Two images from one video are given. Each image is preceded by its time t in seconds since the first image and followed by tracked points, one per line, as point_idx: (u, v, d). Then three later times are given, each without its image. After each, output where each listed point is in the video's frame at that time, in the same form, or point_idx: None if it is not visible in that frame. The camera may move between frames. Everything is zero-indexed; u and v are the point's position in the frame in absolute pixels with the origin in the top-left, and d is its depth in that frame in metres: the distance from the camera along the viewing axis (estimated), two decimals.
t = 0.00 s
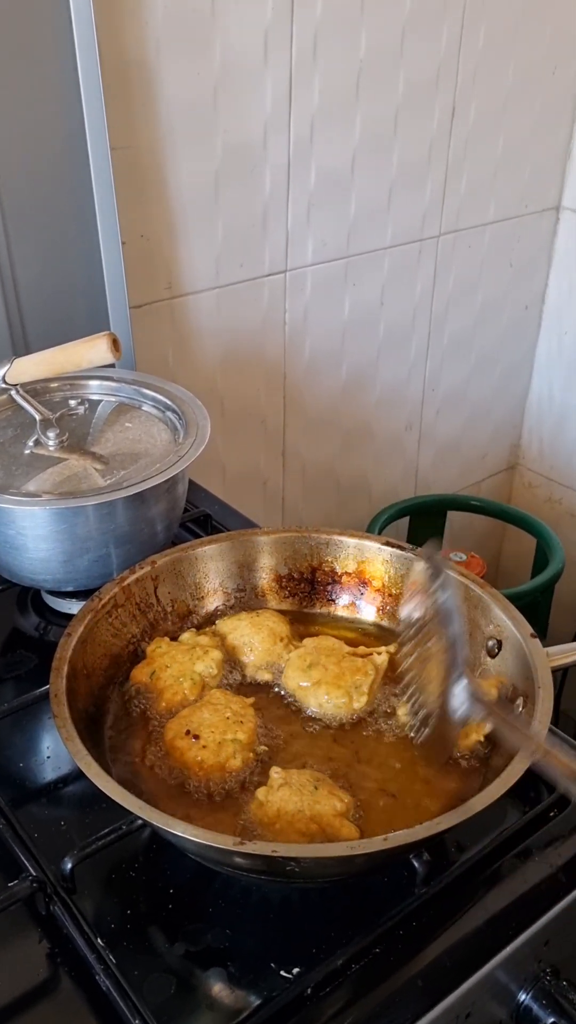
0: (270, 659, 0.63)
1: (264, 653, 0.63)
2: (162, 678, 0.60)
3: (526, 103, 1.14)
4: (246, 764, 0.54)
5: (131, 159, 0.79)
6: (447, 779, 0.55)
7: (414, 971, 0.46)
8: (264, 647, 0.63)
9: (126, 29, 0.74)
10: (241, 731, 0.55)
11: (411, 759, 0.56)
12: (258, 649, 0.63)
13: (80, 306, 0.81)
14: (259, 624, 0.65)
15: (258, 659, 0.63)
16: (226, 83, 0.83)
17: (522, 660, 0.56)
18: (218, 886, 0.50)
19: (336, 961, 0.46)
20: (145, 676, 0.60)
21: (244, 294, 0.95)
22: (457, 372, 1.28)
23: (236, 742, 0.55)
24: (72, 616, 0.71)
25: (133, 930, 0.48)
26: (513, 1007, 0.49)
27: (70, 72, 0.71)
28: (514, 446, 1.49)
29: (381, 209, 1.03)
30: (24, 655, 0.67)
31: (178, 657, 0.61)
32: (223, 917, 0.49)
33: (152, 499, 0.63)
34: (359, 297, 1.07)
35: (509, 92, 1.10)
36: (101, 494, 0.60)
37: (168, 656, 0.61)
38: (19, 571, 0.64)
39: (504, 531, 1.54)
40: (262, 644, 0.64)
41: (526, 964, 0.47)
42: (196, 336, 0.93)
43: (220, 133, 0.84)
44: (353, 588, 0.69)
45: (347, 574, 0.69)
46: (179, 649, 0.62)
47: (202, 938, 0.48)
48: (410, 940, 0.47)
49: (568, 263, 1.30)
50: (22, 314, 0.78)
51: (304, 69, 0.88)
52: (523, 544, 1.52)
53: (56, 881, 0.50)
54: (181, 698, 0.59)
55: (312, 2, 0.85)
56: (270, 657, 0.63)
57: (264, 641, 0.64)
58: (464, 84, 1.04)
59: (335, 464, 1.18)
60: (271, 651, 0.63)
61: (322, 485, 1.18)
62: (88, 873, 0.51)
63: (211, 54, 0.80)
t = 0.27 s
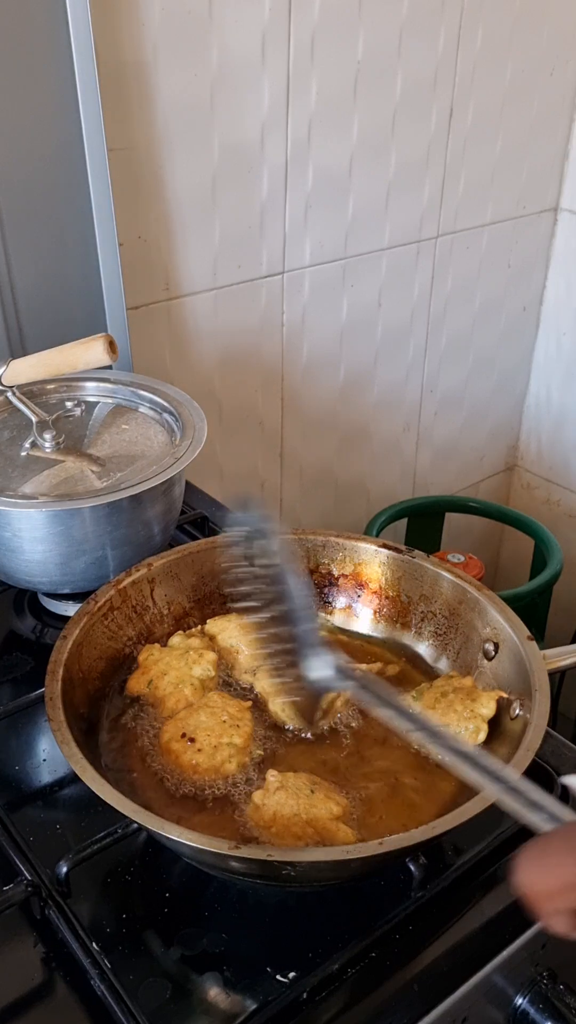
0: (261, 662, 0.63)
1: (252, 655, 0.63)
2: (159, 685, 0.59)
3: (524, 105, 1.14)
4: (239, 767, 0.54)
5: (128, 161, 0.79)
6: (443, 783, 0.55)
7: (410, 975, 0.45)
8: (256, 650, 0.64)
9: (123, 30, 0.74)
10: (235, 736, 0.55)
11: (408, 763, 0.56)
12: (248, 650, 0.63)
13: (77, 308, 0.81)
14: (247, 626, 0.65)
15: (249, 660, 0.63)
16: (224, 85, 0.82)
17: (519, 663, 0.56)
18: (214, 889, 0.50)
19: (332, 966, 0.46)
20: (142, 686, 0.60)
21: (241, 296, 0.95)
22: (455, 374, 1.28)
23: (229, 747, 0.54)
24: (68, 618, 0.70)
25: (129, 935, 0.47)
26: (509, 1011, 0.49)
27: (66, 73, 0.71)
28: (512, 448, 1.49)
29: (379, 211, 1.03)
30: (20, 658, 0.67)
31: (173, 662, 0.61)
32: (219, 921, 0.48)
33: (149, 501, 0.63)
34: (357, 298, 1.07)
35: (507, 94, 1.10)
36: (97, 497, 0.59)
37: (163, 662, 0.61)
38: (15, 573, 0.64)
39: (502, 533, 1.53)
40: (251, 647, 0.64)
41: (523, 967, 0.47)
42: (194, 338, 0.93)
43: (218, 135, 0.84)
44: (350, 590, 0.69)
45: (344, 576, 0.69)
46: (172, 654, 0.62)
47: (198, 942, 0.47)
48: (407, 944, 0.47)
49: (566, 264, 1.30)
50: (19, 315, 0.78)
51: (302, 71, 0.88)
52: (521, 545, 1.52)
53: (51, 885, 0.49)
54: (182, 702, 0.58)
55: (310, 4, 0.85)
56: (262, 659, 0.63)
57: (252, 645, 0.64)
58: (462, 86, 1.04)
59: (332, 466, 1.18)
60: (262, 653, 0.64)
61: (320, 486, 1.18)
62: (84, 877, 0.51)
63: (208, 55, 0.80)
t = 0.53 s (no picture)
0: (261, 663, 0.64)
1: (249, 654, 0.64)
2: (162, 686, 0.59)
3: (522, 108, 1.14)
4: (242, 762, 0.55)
5: (128, 164, 0.79)
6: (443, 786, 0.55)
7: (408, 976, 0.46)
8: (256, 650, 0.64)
9: (123, 33, 0.74)
10: (234, 740, 0.56)
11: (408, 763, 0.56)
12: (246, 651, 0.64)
13: (77, 311, 0.81)
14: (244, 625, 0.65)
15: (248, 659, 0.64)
16: (223, 88, 0.83)
17: (517, 666, 0.56)
18: (214, 891, 0.50)
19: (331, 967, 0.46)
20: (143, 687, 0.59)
21: (241, 298, 0.95)
22: (454, 376, 1.28)
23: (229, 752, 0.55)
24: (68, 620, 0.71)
25: (129, 936, 0.48)
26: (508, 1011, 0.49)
27: (66, 76, 0.71)
28: (511, 449, 1.49)
29: (378, 213, 1.04)
30: (20, 660, 0.67)
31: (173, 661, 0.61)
32: (219, 923, 0.49)
33: (149, 504, 0.63)
34: (356, 300, 1.07)
35: (506, 97, 1.11)
36: (97, 499, 0.60)
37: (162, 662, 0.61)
38: (16, 576, 0.64)
39: (501, 534, 1.54)
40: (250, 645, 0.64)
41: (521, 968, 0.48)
42: (193, 341, 0.94)
43: (217, 137, 0.85)
44: (349, 593, 0.69)
45: (342, 579, 0.69)
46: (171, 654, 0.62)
47: (198, 943, 0.48)
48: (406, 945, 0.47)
49: (564, 266, 1.31)
50: (19, 318, 0.78)
51: (301, 74, 0.88)
52: (520, 547, 1.52)
53: (51, 886, 0.50)
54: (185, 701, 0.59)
55: (309, 9, 0.85)
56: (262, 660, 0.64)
57: (252, 645, 0.64)
58: (460, 88, 1.04)
59: (331, 468, 1.18)
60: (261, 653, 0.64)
61: (319, 488, 1.18)
62: (84, 878, 0.51)
63: (207, 58, 0.80)
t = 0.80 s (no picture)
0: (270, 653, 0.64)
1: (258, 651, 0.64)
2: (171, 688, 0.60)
3: (524, 108, 1.14)
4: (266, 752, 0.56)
5: (130, 164, 0.79)
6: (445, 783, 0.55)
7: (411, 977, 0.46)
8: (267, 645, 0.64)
9: (125, 34, 0.74)
10: (246, 737, 0.57)
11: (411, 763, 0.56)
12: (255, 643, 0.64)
13: (79, 311, 0.81)
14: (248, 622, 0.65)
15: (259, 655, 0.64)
16: (225, 88, 0.83)
17: (520, 667, 0.56)
18: (216, 892, 0.50)
19: (334, 968, 0.46)
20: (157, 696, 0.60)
21: (243, 298, 0.95)
22: (455, 376, 1.28)
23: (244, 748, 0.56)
24: (70, 621, 0.71)
25: (132, 937, 0.48)
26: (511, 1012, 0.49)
27: (68, 76, 0.71)
28: (512, 450, 1.49)
29: (379, 213, 1.04)
30: (22, 660, 0.67)
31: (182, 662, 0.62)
32: (221, 924, 0.49)
33: (151, 504, 0.63)
34: (358, 301, 1.07)
35: (507, 97, 1.11)
36: (99, 500, 0.60)
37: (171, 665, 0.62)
38: (18, 576, 0.64)
39: (502, 535, 1.54)
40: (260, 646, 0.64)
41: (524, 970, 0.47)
42: (195, 341, 0.93)
43: (219, 137, 0.85)
44: (351, 594, 0.69)
45: (345, 580, 0.69)
46: (179, 655, 0.62)
47: (201, 945, 0.47)
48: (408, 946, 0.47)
49: (566, 267, 1.30)
50: (21, 318, 0.78)
51: (303, 74, 0.88)
52: (521, 547, 1.52)
53: (54, 887, 0.49)
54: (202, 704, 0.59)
55: (311, 8, 0.85)
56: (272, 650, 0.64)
57: (259, 640, 0.64)
58: (462, 88, 1.04)
59: (332, 468, 1.18)
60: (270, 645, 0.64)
61: (321, 488, 1.18)
62: (87, 880, 0.51)
63: (209, 59, 0.80)
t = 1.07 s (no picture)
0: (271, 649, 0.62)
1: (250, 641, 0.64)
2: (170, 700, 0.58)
3: (527, 108, 1.14)
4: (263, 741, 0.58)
5: (133, 164, 0.79)
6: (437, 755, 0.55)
7: (415, 980, 0.45)
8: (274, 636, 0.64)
9: (128, 35, 0.74)
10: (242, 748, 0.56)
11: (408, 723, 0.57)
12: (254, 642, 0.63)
13: (81, 312, 0.81)
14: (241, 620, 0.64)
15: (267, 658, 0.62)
16: (227, 88, 0.83)
17: (524, 668, 0.56)
18: (219, 893, 0.50)
19: (337, 971, 0.46)
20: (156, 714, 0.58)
21: (245, 298, 0.95)
22: (458, 376, 1.28)
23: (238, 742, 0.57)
24: (72, 621, 0.71)
25: (134, 939, 0.47)
26: (514, 1015, 0.49)
27: (70, 76, 0.71)
28: (515, 451, 1.49)
29: (382, 213, 1.03)
30: (24, 661, 0.67)
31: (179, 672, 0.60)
32: (224, 926, 0.48)
33: (153, 505, 0.63)
34: (360, 301, 1.07)
35: (510, 98, 1.11)
36: (102, 500, 0.60)
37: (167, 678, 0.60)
38: (20, 577, 0.64)
39: (504, 536, 1.54)
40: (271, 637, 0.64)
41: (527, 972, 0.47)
42: (197, 341, 0.93)
43: (221, 137, 0.84)
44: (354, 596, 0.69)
45: (348, 580, 0.69)
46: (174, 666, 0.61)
47: (203, 946, 0.47)
48: (411, 948, 0.47)
49: (569, 267, 1.30)
50: (23, 319, 0.78)
51: (305, 74, 0.88)
52: (524, 548, 1.52)
53: (56, 889, 0.49)
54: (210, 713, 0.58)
55: (313, 8, 0.85)
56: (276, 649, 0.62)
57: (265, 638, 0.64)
58: (465, 89, 1.04)
59: (335, 469, 1.18)
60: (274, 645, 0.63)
61: (323, 488, 1.18)
62: (89, 881, 0.51)
63: (212, 59, 0.80)
